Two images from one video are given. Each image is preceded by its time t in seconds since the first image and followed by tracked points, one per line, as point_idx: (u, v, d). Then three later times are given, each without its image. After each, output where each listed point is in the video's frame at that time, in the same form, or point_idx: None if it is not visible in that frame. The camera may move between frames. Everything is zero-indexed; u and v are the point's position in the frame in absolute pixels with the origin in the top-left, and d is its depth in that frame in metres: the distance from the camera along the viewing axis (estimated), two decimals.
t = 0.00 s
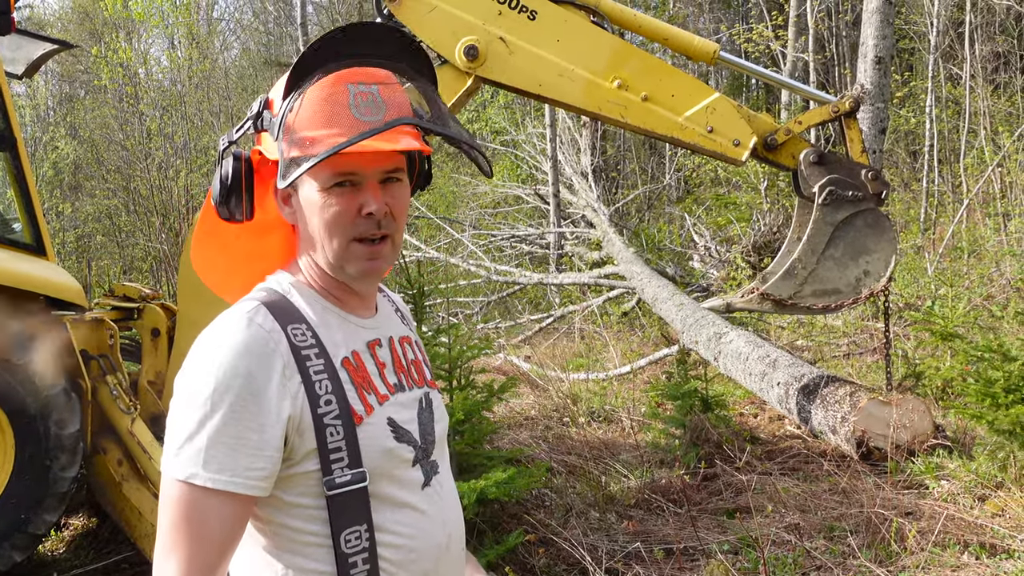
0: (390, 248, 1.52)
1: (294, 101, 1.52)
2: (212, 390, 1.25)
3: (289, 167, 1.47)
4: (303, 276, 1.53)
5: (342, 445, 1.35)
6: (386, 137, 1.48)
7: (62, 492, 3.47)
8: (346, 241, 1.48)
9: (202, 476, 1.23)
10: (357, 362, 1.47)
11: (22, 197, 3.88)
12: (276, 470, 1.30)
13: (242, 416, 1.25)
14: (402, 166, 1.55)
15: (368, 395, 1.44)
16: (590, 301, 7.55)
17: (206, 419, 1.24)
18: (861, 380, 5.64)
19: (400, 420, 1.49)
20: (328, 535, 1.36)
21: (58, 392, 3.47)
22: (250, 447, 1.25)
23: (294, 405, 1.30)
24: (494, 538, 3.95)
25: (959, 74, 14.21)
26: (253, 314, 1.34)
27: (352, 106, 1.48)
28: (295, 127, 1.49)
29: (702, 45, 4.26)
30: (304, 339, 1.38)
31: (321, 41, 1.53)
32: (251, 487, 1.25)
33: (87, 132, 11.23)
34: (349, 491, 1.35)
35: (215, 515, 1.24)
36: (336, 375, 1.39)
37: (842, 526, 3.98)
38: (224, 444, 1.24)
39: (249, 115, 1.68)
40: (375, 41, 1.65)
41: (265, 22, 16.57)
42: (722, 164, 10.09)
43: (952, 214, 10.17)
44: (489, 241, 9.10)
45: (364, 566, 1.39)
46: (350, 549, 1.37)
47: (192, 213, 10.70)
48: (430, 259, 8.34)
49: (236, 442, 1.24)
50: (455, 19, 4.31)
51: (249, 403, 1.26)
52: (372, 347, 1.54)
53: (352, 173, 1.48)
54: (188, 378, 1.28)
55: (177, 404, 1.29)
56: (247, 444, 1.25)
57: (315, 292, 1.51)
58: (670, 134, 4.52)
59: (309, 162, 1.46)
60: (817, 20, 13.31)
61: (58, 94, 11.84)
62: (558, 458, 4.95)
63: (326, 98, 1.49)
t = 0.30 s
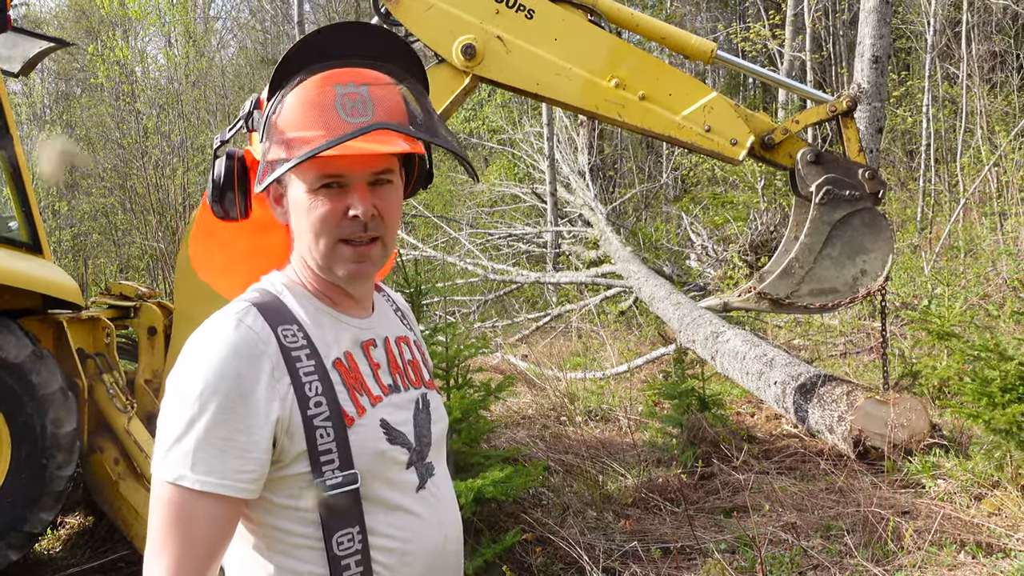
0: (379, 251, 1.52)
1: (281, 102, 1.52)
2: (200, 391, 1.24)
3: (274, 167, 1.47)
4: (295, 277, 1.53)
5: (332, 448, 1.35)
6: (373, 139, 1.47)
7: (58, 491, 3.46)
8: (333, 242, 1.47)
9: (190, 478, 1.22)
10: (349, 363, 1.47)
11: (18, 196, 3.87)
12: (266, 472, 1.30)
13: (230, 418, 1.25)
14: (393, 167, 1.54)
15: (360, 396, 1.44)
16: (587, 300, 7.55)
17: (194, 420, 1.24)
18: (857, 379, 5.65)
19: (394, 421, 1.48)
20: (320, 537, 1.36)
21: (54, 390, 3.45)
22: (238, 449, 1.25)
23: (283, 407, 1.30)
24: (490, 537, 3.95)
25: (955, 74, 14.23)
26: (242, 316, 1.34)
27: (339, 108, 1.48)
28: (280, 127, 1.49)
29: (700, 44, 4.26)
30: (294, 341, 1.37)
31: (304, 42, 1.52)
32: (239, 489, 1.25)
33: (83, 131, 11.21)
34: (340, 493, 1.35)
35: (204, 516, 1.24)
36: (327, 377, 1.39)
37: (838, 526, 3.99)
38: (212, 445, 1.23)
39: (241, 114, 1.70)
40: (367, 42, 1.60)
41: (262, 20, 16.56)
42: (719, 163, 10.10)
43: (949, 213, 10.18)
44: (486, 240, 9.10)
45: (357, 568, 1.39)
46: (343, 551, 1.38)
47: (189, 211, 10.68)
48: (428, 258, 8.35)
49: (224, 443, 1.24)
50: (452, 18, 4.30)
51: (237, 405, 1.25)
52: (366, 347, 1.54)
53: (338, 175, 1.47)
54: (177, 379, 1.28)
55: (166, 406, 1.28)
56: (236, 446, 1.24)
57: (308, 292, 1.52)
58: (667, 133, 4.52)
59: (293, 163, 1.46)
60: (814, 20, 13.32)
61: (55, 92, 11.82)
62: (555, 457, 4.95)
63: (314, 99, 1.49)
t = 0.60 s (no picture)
0: (374, 251, 1.52)
1: (275, 99, 1.53)
2: (197, 391, 1.25)
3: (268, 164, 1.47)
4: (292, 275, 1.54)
5: (329, 449, 1.34)
6: (366, 135, 1.47)
7: (55, 491, 3.46)
8: (328, 242, 1.48)
9: (185, 478, 1.23)
10: (347, 364, 1.47)
11: (14, 194, 3.88)
12: (263, 473, 1.30)
13: (225, 419, 1.25)
14: (388, 166, 1.54)
15: (358, 397, 1.44)
16: (584, 298, 7.56)
17: (189, 420, 1.24)
18: (855, 377, 5.66)
19: (391, 424, 1.48)
20: (316, 540, 1.35)
21: (51, 389, 3.46)
22: (233, 450, 1.24)
23: (281, 408, 1.30)
24: (488, 535, 3.95)
25: (952, 72, 14.24)
26: (239, 316, 1.34)
27: (333, 106, 1.47)
28: (273, 125, 1.49)
29: (698, 42, 4.26)
30: (291, 342, 1.37)
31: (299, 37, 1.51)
32: (235, 491, 1.25)
33: (80, 129, 11.20)
34: (336, 495, 1.34)
35: (199, 517, 1.24)
36: (325, 378, 1.39)
37: (836, 524, 3.99)
38: (208, 446, 1.23)
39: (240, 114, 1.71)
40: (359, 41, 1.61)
41: (259, 18, 16.53)
42: (717, 161, 10.11)
43: (946, 211, 10.20)
44: (484, 238, 9.10)
45: (354, 571, 1.38)
46: (338, 553, 1.36)
47: (186, 209, 10.67)
48: (425, 257, 8.35)
49: (220, 445, 1.24)
50: (449, 16, 4.30)
51: (233, 406, 1.25)
52: (363, 348, 1.53)
53: (333, 174, 1.47)
54: (174, 380, 1.28)
55: (163, 405, 1.29)
56: (231, 447, 1.24)
57: (305, 293, 1.52)
58: (665, 132, 4.53)
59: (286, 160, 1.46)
60: (811, 18, 13.32)
61: (52, 91, 11.81)
62: (553, 455, 4.95)
63: (307, 96, 1.49)
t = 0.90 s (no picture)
0: (377, 250, 1.51)
1: (282, 95, 1.53)
2: (195, 391, 1.24)
3: (277, 161, 1.47)
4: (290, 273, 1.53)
5: (328, 449, 1.34)
6: (377, 135, 1.48)
7: (52, 489, 3.45)
8: (332, 240, 1.47)
9: (183, 479, 1.22)
10: (344, 364, 1.46)
11: (11, 192, 3.87)
12: (261, 474, 1.30)
13: (224, 419, 1.24)
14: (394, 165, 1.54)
15: (356, 397, 1.43)
16: (581, 296, 7.56)
17: (188, 420, 1.24)
18: (852, 375, 5.66)
19: (389, 423, 1.48)
20: (316, 541, 1.35)
21: (47, 387, 3.45)
22: (232, 451, 1.24)
23: (280, 408, 1.29)
24: (485, 534, 3.96)
25: (949, 71, 14.24)
26: (237, 314, 1.33)
27: (344, 103, 1.48)
28: (283, 121, 1.49)
29: (695, 41, 4.25)
30: (290, 341, 1.37)
31: (311, 34, 1.51)
32: (233, 491, 1.25)
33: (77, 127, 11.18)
34: (335, 496, 1.34)
35: (197, 518, 1.23)
36: (323, 377, 1.38)
37: (833, 521, 4.00)
38: (207, 447, 1.23)
39: (241, 109, 1.71)
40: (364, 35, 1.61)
41: (256, 15, 16.48)
42: (714, 159, 10.10)
43: (943, 209, 10.20)
44: (481, 237, 9.11)
45: (354, 571, 1.38)
46: (338, 554, 1.36)
47: (183, 207, 10.65)
48: (422, 255, 8.34)
49: (218, 445, 1.24)
50: (446, 14, 4.29)
51: (232, 407, 1.25)
52: (360, 348, 1.53)
53: (340, 171, 1.47)
54: (172, 379, 1.27)
55: (160, 404, 1.28)
56: (229, 447, 1.24)
57: (303, 291, 1.51)
58: (663, 130, 4.53)
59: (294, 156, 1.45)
60: (809, 16, 13.32)
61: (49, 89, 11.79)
62: (550, 453, 4.95)
63: (318, 93, 1.49)
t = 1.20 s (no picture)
0: (391, 244, 1.55)
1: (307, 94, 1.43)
2: (201, 391, 1.24)
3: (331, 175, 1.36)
4: (292, 271, 1.52)
5: (333, 445, 1.35)
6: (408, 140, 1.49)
7: (49, 486, 3.45)
8: (356, 237, 1.49)
9: (190, 478, 1.22)
10: (345, 360, 1.47)
11: (8, 190, 3.86)
12: (266, 471, 1.30)
13: (230, 419, 1.25)
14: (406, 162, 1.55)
15: (358, 393, 1.44)
16: (579, 294, 7.58)
17: (194, 419, 1.24)
18: (848, 372, 5.69)
19: (389, 418, 1.49)
20: (321, 536, 1.37)
21: (45, 384, 3.45)
22: (238, 450, 1.25)
23: (286, 406, 1.30)
24: (482, 530, 3.97)
25: (946, 69, 14.28)
26: (241, 313, 1.34)
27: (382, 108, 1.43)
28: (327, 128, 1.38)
29: (691, 38, 4.26)
30: (293, 339, 1.38)
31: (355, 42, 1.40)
32: (238, 490, 1.25)
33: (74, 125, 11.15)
34: (340, 491, 1.35)
35: (201, 517, 1.23)
36: (327, 374, 1.39)
37: (829, 517, 4.01)
38: (213, 446, 1.24)
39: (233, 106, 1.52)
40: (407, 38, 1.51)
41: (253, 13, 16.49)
42: (711, 157, 10.12)
43: (939, 207, 10.23)
44: (478, 234, 9.12)
45: (358, 565, 1.39)
46: (343, 548, 1.37)
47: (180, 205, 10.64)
48: (420, 252, 8.36)
49: (224, 444, 1.24)
50: (444, 11, 4.29)
51: (238, 406, 1.26)
52: (358, 344, 1.54)
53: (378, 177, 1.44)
54: (176, 378, 1.27)
55: (163, 403, 1.28)
56: (237, 446, 1.25)
57: (304, 289, 1.51)
58: (659, 127, 4.54)
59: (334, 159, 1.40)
60: (806, 14, 13.34)
61: (46, 86, 11.77)
62: (547, 450, 4.97)
63: (356, 98, 1.41)
